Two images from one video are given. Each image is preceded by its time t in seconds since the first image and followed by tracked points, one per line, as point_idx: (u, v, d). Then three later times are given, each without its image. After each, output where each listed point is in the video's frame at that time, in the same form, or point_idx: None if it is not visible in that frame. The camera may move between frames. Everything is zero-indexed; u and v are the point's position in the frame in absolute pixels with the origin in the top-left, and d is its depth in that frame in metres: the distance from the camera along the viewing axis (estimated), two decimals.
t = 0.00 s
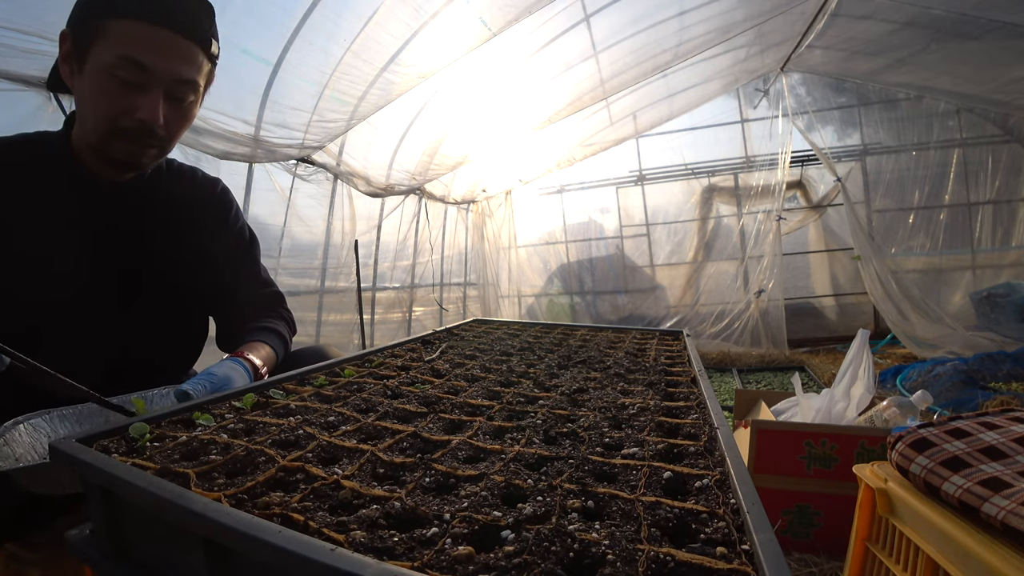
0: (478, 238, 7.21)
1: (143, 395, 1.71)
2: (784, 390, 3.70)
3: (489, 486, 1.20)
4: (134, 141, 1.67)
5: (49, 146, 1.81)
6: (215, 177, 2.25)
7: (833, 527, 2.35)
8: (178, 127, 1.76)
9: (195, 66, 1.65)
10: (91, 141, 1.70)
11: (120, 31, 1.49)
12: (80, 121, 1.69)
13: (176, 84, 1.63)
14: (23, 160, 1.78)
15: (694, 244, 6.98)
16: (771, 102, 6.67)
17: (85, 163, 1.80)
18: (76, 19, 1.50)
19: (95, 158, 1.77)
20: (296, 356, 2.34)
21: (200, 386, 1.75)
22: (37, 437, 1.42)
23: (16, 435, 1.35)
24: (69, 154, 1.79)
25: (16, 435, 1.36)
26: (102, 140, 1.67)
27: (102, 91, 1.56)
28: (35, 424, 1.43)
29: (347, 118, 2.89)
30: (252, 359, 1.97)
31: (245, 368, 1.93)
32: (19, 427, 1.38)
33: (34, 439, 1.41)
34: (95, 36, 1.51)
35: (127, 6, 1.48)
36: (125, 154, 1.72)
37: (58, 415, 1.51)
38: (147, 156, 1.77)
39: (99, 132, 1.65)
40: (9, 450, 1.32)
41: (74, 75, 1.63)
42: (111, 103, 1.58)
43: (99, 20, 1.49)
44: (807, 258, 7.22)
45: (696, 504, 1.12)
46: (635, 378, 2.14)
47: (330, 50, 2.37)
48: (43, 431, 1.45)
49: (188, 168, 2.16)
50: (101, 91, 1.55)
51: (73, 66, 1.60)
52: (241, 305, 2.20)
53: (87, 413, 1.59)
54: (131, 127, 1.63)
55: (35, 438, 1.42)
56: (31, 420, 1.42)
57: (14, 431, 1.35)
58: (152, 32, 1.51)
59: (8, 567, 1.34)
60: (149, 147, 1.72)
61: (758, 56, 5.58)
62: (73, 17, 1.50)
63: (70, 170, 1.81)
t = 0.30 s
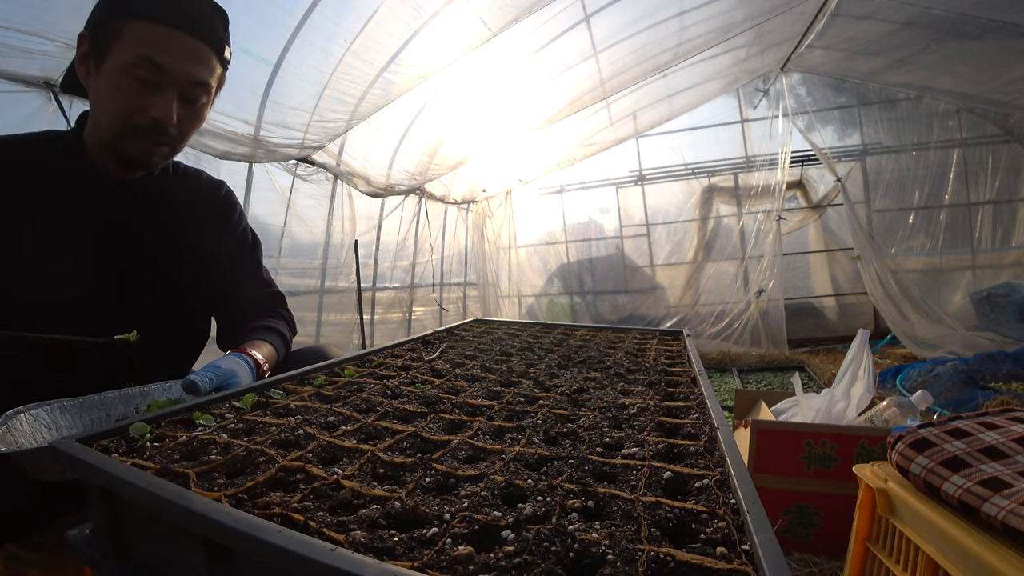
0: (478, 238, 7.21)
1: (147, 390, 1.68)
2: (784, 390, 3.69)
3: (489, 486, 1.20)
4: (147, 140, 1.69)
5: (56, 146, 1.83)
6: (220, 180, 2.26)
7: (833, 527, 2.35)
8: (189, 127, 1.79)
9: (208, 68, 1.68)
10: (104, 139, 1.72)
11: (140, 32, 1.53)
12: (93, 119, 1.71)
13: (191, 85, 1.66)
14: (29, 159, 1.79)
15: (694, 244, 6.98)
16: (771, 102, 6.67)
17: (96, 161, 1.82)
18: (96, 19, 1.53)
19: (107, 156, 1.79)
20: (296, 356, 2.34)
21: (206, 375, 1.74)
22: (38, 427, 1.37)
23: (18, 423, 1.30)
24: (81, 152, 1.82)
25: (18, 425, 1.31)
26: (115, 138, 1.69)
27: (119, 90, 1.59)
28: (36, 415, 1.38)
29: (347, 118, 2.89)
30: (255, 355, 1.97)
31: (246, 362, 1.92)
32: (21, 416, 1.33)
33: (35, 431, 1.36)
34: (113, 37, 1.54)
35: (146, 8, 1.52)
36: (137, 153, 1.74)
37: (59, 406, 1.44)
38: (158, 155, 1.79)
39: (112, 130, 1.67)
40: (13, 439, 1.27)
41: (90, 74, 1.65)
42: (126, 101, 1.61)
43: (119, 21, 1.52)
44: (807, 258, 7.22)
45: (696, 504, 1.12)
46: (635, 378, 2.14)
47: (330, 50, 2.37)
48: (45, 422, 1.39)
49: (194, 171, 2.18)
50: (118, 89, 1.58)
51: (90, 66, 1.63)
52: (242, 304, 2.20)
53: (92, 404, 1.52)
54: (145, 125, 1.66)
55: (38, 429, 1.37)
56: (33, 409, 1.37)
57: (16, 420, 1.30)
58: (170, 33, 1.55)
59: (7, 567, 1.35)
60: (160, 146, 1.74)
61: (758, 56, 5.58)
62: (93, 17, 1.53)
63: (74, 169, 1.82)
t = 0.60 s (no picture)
0: (478, 238, 7.21)
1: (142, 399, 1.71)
2: (784, 390, 3.70)
3: (489, 486, 1.20)
4: (178, 141, 1.76)
5: (65, 143, 1.83)
6: (228, 184, 2.31)
7: (833, 527, 2.35)
8: (215, 130, 1.88)
9: (239, 77, 1.80)
10: (134, 140, 1.77)
11: (186, 39, 1.64)
12: (124, 121, 1.77)
13: (225, 92, 1.77)
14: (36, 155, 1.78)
15: (694, 244, 6.98)
16: (771, 102, 6.67)
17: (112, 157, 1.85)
18: (142, 26, 1.63)
19: (134, 156, 1.84)
20: (296, 356, 2.34)
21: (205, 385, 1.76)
22: (38, 447, 1.43)
23: (17, 446, 1.36)
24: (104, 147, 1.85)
25: (16, 446, 1.37)
26: (147, 138, 1.74)
27: (157, 92, 1.65)
28: (35, 433, 1.44)
29: (347, 118, 2.89)
30: (250, 358, 1.97)
31: (244, 366, 1.93)
32: (19, 437, 1.39)
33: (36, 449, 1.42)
34: (157, 44, 1.64)
35: (192, 19, 1.64)
36: (166, 153, 1.80)
37: (55, 423, 1.50)
38: (185, 157, 1.86)
39: (147, 131, 1.73)
40: (11, 461, 1.32)
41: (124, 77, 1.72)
42: (164, 103, 1.67)
43: (165, 29, 1.62)
44: (807, 258, 7.22)
45: (696, 504, 1.12)
46: (635, 378, 2.14)
47: (330, 50, 2.36)
48: (43, 439, 1.45)
49: (204, 176, 2.22)
50: (157, 92, 1.65)
51: (127, 69, 1.70)
52: (244, 305, 2.24)
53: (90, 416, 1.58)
54: (181, 127, 1.72)
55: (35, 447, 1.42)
56: (30, 430, 1.43)
57: (14, 443, 1.36)
58: (212, 43, 1.67)
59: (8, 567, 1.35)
60: (190, 148, 1.81)
61: (758, 56, 5.58)
62: (139, 25, 1.63)
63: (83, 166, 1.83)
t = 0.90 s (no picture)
0: (478, 238, 7.21)
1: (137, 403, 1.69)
2: (784, 390, 3.70)
3: (489, 486, 1.20)
4: (208, 146, 1.80)
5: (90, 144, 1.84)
6: (240, 189, 2.46)
7: (833, 527, 2.35)
8: (239, 134, 1.93)
9: (262, 84, 1.86)
10: (162, 145, 1.80)
11: (217, 49, 1.69)
12: (151, 126, 1.79)
13: (251, 99, 1.83)
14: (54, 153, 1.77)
15: (694, 244, 6.98)
16: (771, 102, 6.66)
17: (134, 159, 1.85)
18: (172, 35, 1.66)
19: (160, 159, 1.86)
20: (297, 357, 2.34)
21: (192, 387, 1.74)
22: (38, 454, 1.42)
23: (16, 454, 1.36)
24: (132, 147, 1.85)
25: (15, 455, 1.37)
26: (178, 144, 1.77)
27: (189, 100, 1.68)
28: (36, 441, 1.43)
29: (347, 118, 2.89)
30: (245, 359, 1.96)
31: (238, 366, 1.92)
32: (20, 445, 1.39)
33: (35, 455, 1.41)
34: (187, 53, 1.67)
35: (222, 30, 1.70)
36: (194, 158, 1.84)
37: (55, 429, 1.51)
38: (211, 161, 1.90)
39: (177, 137, 1.76)
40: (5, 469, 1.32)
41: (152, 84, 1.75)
42: (196, 111, 1.70)
43: (197, 38, 1.66)
44: (806, 258, 7.22)
45: (696, 504, 1.12)
46: (635, 378, 2.14)
47: (330, 50, 2.36)
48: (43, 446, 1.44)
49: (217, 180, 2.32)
50: (190, 100, 1.68)
51: (156, 76, 1.73)
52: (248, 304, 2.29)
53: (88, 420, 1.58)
54: (210, 132, 1.77)
55: (34, 454, 1.41)
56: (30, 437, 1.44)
57: (13, 451, 1.37)
58: (241, 52, 1.73)
59: (8, 566, 1.35)
60: (217, 152, 1.86)
61: (758, 56, 5.58)
62: (169, 34, 1.66)
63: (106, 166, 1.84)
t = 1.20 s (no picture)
0: (478, 238, 7.20)
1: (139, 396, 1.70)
2: (784, 390, 3.69)
3: (489, 486, 1.20)
4: (227, 148, 1.84)
5: (111, 146, 1.87)
6: (249, 194, 2.50)
7: (832, 527, 2.35)
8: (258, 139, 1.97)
9: (282, 92, 1.91)
10: (183, 146, 1.85)
11: (241, 57, 1.73)
12: (174, 129, 1.83)
13: (271, 106, 1.86)
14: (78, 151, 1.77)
15: (694, 244, 6.98)
16: (771, 102, 6.66)
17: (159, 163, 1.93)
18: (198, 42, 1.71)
19: (183, 161, 1.92)
20: (297, 356, 2.34)
21: (192, 377, 1.75)
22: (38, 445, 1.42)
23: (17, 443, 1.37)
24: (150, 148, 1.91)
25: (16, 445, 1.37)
26: (198, 146, 1.82)
27: (212, 105, 1.72)
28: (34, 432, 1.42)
29: (348, 118, 2.90)
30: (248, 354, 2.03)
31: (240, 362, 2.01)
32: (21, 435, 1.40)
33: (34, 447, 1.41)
34: (212, 59, 1.71)
35: (245, 39, 1.74)
36: (213, 160, 1.88)
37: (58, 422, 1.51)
38: (230, 164, 1.95)
39: (199, 140, 1.80)
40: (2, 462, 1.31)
41: (177, 89, 1.80)
42: (218, 116, 1.74)
43: (221, 47, 1.71)
44: (806, 258, 7.22)
45: (695, 504, 1.12)
46: (635, 378, 2.14)
47: (330, 50, 2.36)
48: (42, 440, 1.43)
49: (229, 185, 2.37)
50: (213, 104, 1.72)
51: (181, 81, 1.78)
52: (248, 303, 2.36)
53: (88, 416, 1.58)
54: (231, 137, 1.81)
55: (36, 445, 1.42)
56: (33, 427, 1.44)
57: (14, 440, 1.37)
58: (265, 61, 1.77)
59: (9, 566, 1.36)
60: (236, 156, 1.90)
61: (758, 56, 5.58)
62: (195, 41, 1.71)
63: (127, 166, 1.87)
